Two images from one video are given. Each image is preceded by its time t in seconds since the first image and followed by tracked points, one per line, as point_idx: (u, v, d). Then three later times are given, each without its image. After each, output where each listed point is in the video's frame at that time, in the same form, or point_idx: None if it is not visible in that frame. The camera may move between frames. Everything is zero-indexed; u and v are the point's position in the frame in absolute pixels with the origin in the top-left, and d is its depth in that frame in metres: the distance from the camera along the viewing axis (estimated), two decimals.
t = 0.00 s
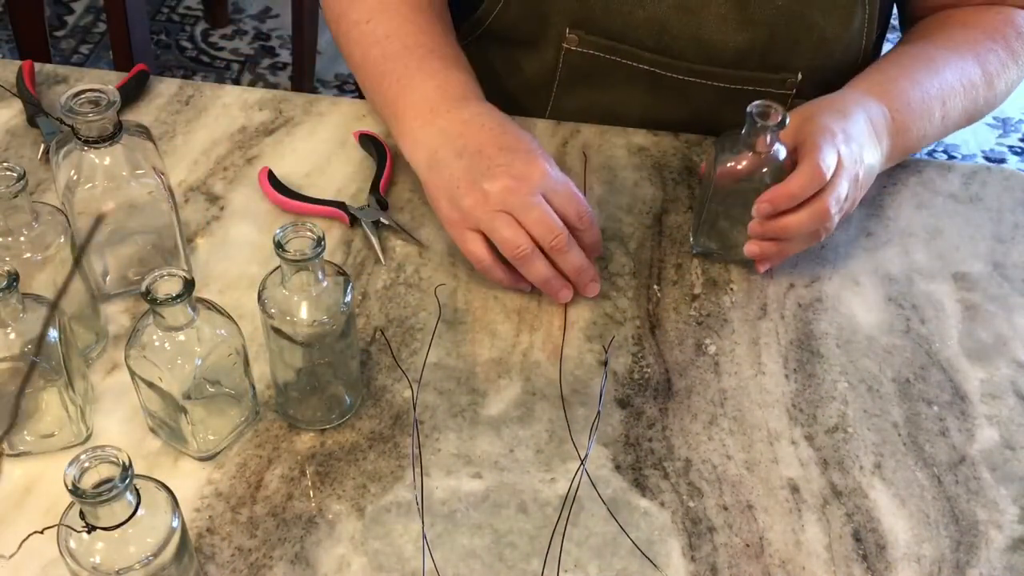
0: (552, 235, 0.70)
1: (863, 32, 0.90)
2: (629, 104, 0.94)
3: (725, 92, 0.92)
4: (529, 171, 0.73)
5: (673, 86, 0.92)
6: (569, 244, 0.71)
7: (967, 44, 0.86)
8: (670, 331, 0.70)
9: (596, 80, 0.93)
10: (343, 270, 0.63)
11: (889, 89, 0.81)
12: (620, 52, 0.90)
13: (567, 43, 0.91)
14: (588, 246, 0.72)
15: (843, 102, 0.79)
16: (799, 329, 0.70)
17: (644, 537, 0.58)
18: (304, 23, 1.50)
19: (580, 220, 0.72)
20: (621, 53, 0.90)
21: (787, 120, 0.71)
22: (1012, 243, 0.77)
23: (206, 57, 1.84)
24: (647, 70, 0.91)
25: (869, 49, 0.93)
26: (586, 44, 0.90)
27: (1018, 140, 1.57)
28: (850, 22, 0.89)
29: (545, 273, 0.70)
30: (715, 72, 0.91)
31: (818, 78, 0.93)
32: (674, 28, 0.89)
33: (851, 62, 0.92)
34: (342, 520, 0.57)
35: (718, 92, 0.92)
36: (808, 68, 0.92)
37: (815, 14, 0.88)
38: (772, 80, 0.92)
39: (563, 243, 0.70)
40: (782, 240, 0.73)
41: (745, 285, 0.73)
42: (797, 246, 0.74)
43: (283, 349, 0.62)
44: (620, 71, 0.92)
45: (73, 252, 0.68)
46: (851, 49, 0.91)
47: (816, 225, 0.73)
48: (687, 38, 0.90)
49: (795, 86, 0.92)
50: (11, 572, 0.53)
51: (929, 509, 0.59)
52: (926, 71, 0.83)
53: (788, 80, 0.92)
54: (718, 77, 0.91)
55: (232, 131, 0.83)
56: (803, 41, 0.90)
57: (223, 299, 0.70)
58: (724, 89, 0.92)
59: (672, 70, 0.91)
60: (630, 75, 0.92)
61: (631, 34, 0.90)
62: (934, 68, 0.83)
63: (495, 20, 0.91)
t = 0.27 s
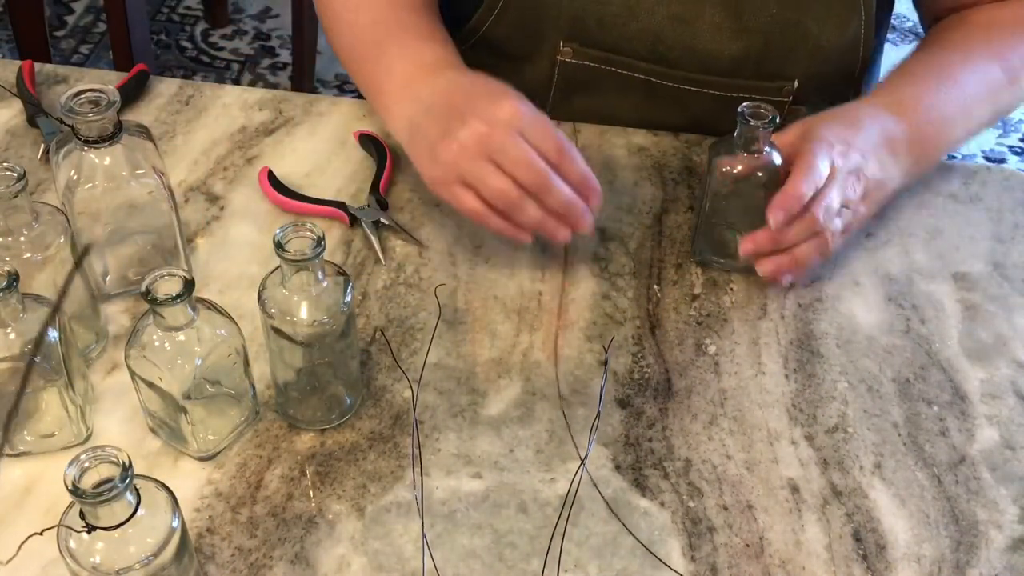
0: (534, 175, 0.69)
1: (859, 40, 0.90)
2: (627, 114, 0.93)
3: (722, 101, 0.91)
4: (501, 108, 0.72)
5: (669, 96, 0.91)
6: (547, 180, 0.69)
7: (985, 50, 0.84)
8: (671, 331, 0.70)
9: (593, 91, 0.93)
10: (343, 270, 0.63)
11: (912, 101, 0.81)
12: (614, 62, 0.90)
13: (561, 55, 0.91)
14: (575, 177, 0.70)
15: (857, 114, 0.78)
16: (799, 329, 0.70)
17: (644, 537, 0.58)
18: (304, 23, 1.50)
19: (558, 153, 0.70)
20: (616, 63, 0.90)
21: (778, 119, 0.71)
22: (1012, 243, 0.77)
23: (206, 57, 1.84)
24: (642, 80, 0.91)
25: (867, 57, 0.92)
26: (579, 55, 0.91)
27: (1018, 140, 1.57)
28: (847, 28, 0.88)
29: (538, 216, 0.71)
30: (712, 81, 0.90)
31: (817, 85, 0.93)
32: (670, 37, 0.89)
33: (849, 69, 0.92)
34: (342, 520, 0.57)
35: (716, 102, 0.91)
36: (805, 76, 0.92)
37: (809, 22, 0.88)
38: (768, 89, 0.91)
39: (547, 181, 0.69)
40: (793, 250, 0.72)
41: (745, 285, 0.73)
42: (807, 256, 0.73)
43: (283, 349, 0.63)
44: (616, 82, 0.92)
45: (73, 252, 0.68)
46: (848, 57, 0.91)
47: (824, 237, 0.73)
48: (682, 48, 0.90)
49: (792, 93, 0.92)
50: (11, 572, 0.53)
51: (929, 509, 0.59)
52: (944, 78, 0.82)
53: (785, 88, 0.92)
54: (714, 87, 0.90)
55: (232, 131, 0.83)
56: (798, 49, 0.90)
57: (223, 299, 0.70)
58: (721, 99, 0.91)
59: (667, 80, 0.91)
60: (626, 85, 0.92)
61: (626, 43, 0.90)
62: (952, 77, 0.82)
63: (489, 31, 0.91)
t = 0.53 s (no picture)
0: (496, 91, 0.66)
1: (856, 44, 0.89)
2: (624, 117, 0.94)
3: (719, 103, 0.91)
4: (448, 32, 0.68)
5: (664, 99, 0.92)
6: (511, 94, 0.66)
7: None
8: (671, 331, 0.70)
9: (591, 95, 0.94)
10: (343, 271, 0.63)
11: (976, 167, 0.70)
12: (609, 67, 0.91)
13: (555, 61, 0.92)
14: (544, 85, 0.67)
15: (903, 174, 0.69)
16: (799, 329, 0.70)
17: (644, 536, 0.58)
18: (304, 23, 1.50)
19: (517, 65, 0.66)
20: (609, 68, 0.91)
21: (778, 120, 0.71)
22: (1011, 243, 0.77)
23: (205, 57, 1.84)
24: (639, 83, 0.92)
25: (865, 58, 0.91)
26: (574, 61, 0.91)
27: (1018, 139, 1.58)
28: (843, 31, 0.88)
29: (513, 132, 0.68)
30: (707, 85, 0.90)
31: (813, 89, 0.92)
32: (664, 41, 0.89)
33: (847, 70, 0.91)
34: (342, 520, 0.57)
35: (711, 104, 0.92)
36: (801, 80, 0.91)
37: (805, 24, 0.87)
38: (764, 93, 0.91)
39: (510, 95, 0.66)
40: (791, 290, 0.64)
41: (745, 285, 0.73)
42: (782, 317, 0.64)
43: (283, 349, 0.63)
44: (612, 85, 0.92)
45: (73, 252, 0.68)
46: (846, 59, 0.90)
47: (880, 280, 0.64)
48: (676, 54, 0.90)
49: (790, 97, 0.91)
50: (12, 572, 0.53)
51: (929, 509, 0.59)
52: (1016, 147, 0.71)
53: (781, 92, 0.91)
54: (709, 90, 0.91)
55: (232, 131, 0.83)
56: (795, 51, 0.89)
57: (223, 299, 0.70)
58: (717, 101, 0.91)
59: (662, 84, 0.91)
60: (622, 88, 0.92)
61: (621, 50, 0.90)
62: None
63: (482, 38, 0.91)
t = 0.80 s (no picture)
0: None
1: (853, 54, 0.89)
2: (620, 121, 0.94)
3: (715, 112, 0.91)
4: None
5: (661, 106, 0.92)
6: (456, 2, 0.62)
7: None
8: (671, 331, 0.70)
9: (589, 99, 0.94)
10: (343, 271, 0.63)
11: (910, 249, 0.66)
12: (606, 72, 0.91)
13: (554, 64, 0.92)
14: None
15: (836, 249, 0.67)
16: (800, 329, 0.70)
17: (644, 536, 0.58)
18: (304, 22, 1.50)
19: None
20: (607, 73, 0.91)
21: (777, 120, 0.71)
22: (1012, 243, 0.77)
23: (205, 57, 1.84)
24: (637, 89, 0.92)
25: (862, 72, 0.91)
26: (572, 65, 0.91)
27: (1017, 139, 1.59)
28: (841, 42, 0.88)
29: (470, 42, 0.64)
30: (702, 93, 0.90)
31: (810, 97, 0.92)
32: (661, 49, 0.90)
33: (841, 86, 0.92)
34: (342, 520, 0.57)
35: (707, 112, 0.91)
36: (797, 90, 0.91)
37: (802, 36, 0.88)
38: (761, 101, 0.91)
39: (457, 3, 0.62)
40: (620, 426, 0.62)
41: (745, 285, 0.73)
42: (682, 423, 0.62)
43: (283, 349, 0.63)
44: (610, 90, 0.93)
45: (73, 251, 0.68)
46: (841, 74, 0.91)
47: (715, 394, 0.62)
48: (673, 61, 0.90)
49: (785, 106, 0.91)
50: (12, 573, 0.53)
51: (929, 509, 0.59)
52: (950, 230, 0.65)
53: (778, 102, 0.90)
54: (705, 97, 0.90)
55: (232, 131, 0.83)
56: (791, 64, 0.89)
57: (223, 299, 0.70)
58: (712, 109, 0.91)
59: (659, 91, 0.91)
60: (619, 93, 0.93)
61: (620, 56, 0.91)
62: (970, 240, 0.65)
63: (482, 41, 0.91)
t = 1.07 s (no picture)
0: None
1: (853, 51, 0.89)
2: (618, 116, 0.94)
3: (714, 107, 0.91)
4: None
5: (661, 100, 0.92)
6: None
7: None
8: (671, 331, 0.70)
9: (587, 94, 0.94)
10: (343, 271, 0.63)
11: (908, 250, 0.66)
12: (606, 68, 0.91)
13: (552, 59, 0.91)
14: None
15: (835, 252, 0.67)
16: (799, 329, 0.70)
17: (644, 536, 0.58)
18: (304, 22, 1.50)
19: None
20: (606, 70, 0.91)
21: (777, 121, 0.71)
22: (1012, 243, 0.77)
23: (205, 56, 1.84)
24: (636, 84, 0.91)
25: (861, 69, 0.91)
26: (571, 60, 0.91)
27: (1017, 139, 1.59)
28: (841, 38, 0.87)
29: None
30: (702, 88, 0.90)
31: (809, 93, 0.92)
32: (660, 44, 0.89)
33: (843, 78, 0.91)
34: (342, 520, 0.57)
35: (707, 107, 0.91)
36: (797, 86, 0.91)
37: (801, 32, 0.87)
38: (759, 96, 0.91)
39: None
40: (622, 428, 0.62)
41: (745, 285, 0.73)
42: (684, 426, 0.62)
43: (283, 349, 0.63)
44: (609, 84, 0.92)
45: (73, 251, 0.68)
46: (841, 67, 0.90)
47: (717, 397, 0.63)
48: (671, 54, 0.90)
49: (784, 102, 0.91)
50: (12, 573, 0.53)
51: (929, 509, 0.59)
52: (946, 230, 0.66)
53: (777, 98, 0.90)
54: (705, 93, 0.90)
55: (232, 131, 0.83)
56: (790, 60, 0.89)
57: (223, 299, 0.70)
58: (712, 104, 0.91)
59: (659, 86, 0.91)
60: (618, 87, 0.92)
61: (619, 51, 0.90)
62: (966, 239, 0.66)
63: (483, 31, 0.92)
